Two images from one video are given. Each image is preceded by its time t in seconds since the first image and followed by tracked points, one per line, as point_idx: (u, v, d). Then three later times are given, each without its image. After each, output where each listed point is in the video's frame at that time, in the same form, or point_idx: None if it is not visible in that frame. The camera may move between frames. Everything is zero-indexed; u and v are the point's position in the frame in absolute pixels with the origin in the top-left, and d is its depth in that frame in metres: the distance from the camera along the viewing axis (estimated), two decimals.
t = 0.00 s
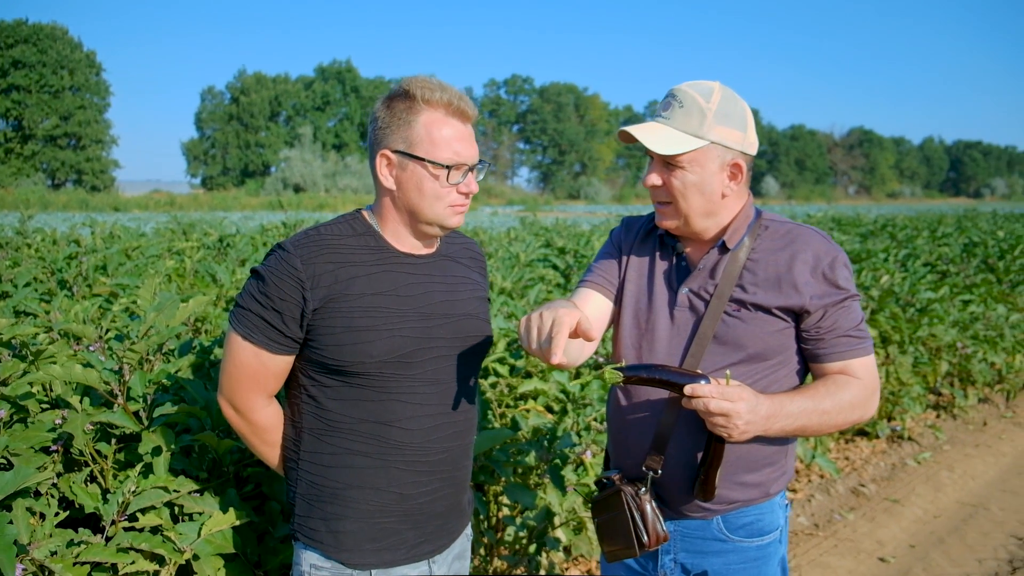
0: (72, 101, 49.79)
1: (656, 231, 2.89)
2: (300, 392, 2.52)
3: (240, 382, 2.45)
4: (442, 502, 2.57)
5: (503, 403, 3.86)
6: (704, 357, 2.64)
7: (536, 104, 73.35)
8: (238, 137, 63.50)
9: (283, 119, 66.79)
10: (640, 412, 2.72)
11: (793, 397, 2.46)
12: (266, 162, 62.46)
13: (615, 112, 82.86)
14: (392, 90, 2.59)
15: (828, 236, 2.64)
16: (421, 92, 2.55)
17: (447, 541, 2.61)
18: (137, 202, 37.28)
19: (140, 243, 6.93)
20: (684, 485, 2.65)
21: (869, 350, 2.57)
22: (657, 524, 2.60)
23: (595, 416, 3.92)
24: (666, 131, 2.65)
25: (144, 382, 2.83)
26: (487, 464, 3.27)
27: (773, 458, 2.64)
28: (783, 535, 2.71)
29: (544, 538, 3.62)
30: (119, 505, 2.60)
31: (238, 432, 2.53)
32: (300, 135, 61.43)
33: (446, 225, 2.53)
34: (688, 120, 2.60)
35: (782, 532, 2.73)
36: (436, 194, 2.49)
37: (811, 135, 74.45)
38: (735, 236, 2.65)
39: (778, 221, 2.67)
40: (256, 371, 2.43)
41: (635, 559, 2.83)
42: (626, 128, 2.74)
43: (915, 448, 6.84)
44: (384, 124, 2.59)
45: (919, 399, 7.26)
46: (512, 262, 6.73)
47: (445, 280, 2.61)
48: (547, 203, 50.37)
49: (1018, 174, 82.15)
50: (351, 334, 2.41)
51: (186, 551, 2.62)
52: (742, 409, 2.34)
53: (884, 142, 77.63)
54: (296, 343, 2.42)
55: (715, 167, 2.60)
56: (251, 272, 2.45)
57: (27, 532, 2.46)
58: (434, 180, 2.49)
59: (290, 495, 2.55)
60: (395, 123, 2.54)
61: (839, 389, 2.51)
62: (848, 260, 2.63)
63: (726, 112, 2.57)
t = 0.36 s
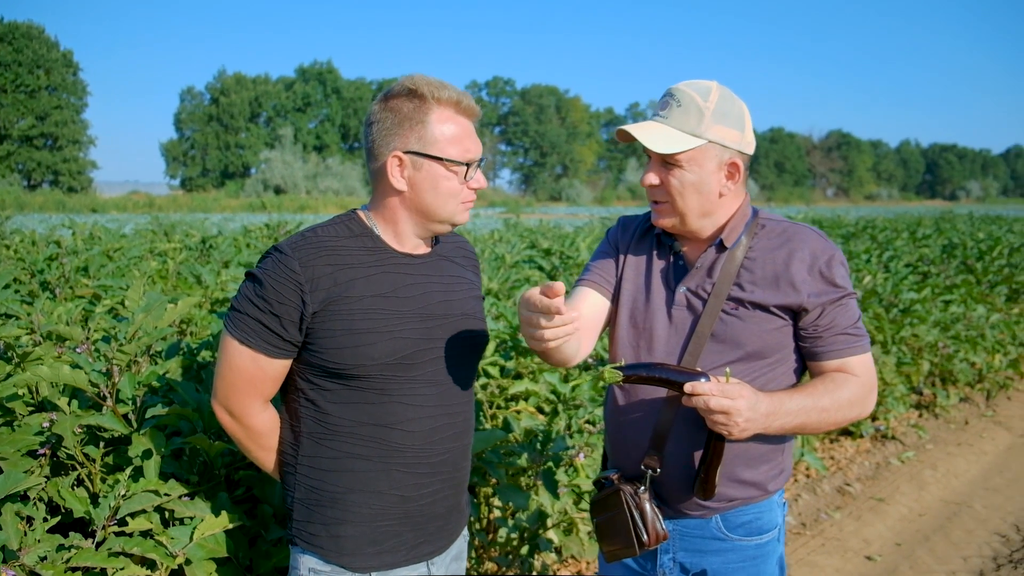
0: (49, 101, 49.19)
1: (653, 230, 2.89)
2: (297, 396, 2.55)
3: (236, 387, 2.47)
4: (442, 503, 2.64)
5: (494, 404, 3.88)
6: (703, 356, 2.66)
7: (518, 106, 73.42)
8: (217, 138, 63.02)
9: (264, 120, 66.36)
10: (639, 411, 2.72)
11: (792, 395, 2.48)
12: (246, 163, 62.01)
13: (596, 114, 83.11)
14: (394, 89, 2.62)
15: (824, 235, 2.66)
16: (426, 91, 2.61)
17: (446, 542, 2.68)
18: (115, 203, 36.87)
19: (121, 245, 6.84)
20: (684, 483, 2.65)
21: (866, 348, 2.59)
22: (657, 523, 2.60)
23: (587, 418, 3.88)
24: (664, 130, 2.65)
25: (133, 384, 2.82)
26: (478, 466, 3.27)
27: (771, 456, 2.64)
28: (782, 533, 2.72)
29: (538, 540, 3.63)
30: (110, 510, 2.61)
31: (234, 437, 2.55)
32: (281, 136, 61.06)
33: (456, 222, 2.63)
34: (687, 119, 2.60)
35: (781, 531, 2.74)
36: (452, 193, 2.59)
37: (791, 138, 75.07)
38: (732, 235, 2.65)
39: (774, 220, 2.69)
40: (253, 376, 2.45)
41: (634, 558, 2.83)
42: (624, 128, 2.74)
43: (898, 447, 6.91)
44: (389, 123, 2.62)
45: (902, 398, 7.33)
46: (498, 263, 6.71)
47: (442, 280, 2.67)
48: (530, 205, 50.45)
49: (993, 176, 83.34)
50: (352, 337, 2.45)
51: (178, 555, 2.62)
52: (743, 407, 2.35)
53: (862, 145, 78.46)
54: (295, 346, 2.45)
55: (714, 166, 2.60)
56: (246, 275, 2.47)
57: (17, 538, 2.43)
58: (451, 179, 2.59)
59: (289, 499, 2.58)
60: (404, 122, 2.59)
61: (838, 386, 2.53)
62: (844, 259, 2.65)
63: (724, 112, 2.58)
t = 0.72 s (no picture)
0: (23, 106, 48.55)
1: (653, 234, 2.94)
2: (294, 405, 2.59)
3: (231, 396, 2.51)
4: (439, 511, 2.71)
5: (483, 411, 3.95)
6: (699, 358, 2.68)
7: (498, 112, 73.50)
8: (195, 143, 62.49)
9: (242, 126, 65.90)
10: (635, 414, 2.74)
11: (788, 399, 2.50)
12: (224, 169, 61.53)
13: (576, 120, 83.46)
14: (388, 93, 2.66)
15: (822, 243, 2.69)
16: (420, 94, 2.66)
17: (442, 549, 2.75)
18: (91, 209, 36.42)
19: (100, 251, 6.76)
20: (678, 486, 2.66)
21: (861, 355, 2.61)
22: (649, 526, 2.61)
23: (577, 426, 3.90)
24: (664, 135, 2.68)
25: (119, 393, 2.80)
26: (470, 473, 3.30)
27: (765, 461, 2.66)
28: (774, 540, 2.74)
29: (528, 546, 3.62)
30: (98, 522, 2.59)
31: (227, 446, 2.59)
32: (259, 142, 60.66)
33: (451, 226, 2.70)
34: (687, 124, 2.64)
35: (773, 537, 2.76)
36: (447, 197, 2.65)
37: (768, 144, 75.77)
38: (731, 239, 2.70)
39: (773, 227, 2.72)
40: (248, 385, 2.49)
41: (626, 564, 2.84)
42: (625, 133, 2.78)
43: (880, 450, 6.97)
44: (382, 127, 2.66)
45: (884, 402, 7.40)
46: (482, 269, 6.70)
47: (437, 287, 2.73)
48: (512, 212, 50.59)
49: (966, 183, 84.69)
50: (350, 346, 2.51)
51: (168, 566, 2.60)
52: (739, 409, 2.37)
53: (838, 152, 79.33)
54: (291, 355, 2.50)
55: (714, 171, 2.64)
56: (241, 282, 2.51)
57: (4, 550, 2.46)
58: (446, 183, 2.64)
59: (285, 509, 2.63)
60: (398, 127, 2.64)
61: (833, 392, 2.55)
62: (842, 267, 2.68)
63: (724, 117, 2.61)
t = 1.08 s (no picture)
0: None
1: (648, 241, 2.95)
2: (285, 411, 2.58)
3: (222, 403, 2.50)
4: (431, 518, 2.71)
5: (471, 416, 3.99)
6: (693, 363, 2.70)
7: (480, 117, 73.55)
8: (174, 148, 62.01)
9: (222, 130, 65.47)
10: (627, 418, 2.75)
11: (779, 405, 2.52)
12: (204, 173, 61.08)
13: (557, 125, 83.70)
14: (383, 100, 2.67)
15: (817, 249, 2.70)
16: (415, 101, 2.67)
17: (435, 556, 2.75)
18: (68, 214, 36.02)
19: (80, 256, 6.71)
20: (671, 491, 2.67)
21: (855, 362, 2.63)
22: (641, 530, 2.62)
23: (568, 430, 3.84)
24: (660, 142, 2.68)
25: (105, 400, 2.86)
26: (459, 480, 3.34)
27: (758, 467, 2.67)
28: (768, 545, 2.75)
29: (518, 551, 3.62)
30: (86, 531, 2.59)
31: (216, 452, 2.59)
32: (239, 146, 60.29)
33: (444, 233, 2.69)
34: (682, 130, 2.64)
35: (767, 543, 2.76)
36: (441, 205, 2.65)
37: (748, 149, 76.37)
38: (727, 245, 2.71)
39: (769, 233, 2.74)
40: (238, 391, 2.48)
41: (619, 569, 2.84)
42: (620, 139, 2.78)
43: (863, 453, 7.03)
44: (376, 133, 2.66)
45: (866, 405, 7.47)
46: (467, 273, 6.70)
47: (429, 292, 2.72)
48: (494, 216, 50.68)
49: (941, 187, 85.87)
50: (342, 351, 2.50)
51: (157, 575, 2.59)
52: (730, 413, 2.40)
53: (816, 157, 80.13)
54: (283, 361, 2.49)
55: (709, 176, 2.64)
56: (231, 288, 2.50)
57: None
58: (440, 191, 2.64)
59: (276, 515, 2.62)
60: (393, 133, 2.64)
61: (826, 399, 2.57)
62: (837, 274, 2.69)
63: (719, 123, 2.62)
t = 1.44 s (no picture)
0: None
1: (640, 247, 2.97)
2: (273, 416, 2.56)
3: (211, 407, 2.48)
4: (419, 524, 2.69)
5: (460, 421, 4.01)
6: (686, 368, 2.71)
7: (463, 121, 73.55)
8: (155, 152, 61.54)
9: (203, 134, 65.03)
10: (619, 424, 2.76)
11: (772, 410, 2.53)
12: (185, 178, 60.64)
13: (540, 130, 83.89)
14: (375, 106, 2.66)
15: (809, 254, 2.72)
16: (406, 109, 2.64)
17: (424, 562, 2.74)
18: (47, 218, 35.60)
19: (61, 261, 6.64)
20: (663, 496, 2.67)
21: (848, 367, 2.64)
22: (634, 536, 2.61)
23: (558, 435, 3.81)
24: (652, 147, 2.70)
25: (90, 407, 2.85)
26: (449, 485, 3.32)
27: (751, 472, 2.68)
28: (759, 550, 2.75)
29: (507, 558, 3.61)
30: (72, 540, 2.56)
31: (204, 456, 2.56)
32: (221, 150, 59.92)
33: (427, 243, 2.65)
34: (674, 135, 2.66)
35: (758, 548, 2.77)
36: (422, 215, 2.61)
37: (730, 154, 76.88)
38: (719, 249, 2.72)
39: (761, 238, 2.76)
40: (227, 395, 2.46)
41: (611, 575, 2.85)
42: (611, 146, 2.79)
43: (847, 456, 7.08)
44: (365, 139, 2.66)
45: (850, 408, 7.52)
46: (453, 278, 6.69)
47: (419, 296, 2.72)
48: (478, 221, 50.74)
49: (920, 192, 86.86)
50: (331, 355, 2.48)
51: None
52: (723, 418, 2.40)
53: (796, 162, 80.81)
54: (271, 364, 2.47)
55: (702, 181, 2.66)
56: (220, 290, 2.48)
57: None
58: (421, 201, 2.60)
59: (263, 521, 2.60)
60: (379, 140, 2.63)
61: (818, 404, 2.58)
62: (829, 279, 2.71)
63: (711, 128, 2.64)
